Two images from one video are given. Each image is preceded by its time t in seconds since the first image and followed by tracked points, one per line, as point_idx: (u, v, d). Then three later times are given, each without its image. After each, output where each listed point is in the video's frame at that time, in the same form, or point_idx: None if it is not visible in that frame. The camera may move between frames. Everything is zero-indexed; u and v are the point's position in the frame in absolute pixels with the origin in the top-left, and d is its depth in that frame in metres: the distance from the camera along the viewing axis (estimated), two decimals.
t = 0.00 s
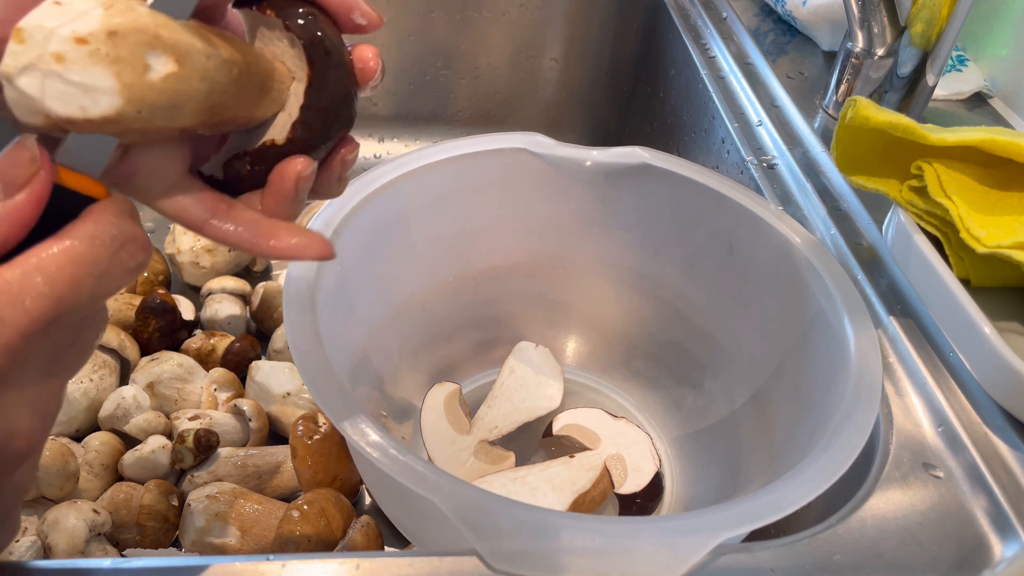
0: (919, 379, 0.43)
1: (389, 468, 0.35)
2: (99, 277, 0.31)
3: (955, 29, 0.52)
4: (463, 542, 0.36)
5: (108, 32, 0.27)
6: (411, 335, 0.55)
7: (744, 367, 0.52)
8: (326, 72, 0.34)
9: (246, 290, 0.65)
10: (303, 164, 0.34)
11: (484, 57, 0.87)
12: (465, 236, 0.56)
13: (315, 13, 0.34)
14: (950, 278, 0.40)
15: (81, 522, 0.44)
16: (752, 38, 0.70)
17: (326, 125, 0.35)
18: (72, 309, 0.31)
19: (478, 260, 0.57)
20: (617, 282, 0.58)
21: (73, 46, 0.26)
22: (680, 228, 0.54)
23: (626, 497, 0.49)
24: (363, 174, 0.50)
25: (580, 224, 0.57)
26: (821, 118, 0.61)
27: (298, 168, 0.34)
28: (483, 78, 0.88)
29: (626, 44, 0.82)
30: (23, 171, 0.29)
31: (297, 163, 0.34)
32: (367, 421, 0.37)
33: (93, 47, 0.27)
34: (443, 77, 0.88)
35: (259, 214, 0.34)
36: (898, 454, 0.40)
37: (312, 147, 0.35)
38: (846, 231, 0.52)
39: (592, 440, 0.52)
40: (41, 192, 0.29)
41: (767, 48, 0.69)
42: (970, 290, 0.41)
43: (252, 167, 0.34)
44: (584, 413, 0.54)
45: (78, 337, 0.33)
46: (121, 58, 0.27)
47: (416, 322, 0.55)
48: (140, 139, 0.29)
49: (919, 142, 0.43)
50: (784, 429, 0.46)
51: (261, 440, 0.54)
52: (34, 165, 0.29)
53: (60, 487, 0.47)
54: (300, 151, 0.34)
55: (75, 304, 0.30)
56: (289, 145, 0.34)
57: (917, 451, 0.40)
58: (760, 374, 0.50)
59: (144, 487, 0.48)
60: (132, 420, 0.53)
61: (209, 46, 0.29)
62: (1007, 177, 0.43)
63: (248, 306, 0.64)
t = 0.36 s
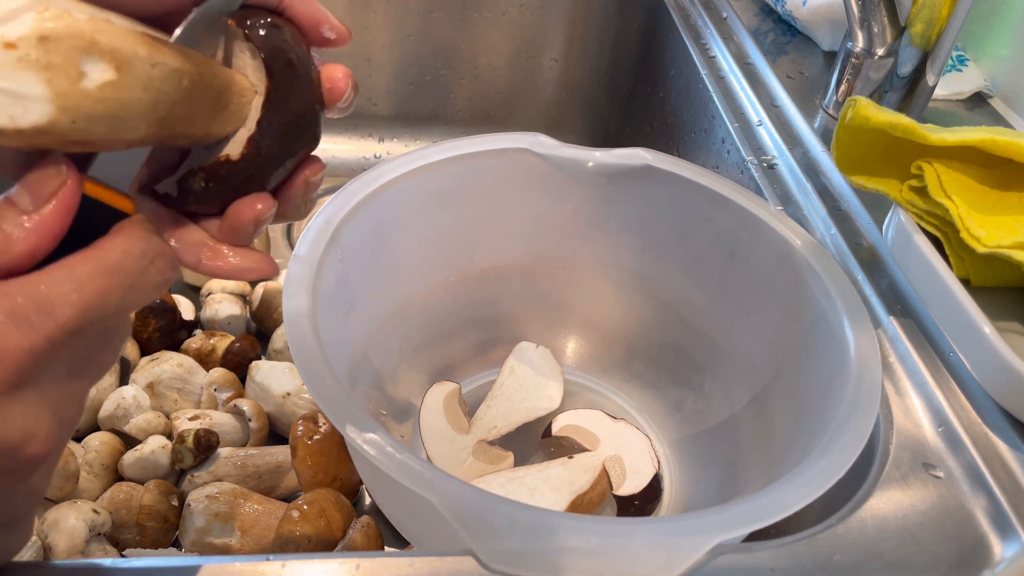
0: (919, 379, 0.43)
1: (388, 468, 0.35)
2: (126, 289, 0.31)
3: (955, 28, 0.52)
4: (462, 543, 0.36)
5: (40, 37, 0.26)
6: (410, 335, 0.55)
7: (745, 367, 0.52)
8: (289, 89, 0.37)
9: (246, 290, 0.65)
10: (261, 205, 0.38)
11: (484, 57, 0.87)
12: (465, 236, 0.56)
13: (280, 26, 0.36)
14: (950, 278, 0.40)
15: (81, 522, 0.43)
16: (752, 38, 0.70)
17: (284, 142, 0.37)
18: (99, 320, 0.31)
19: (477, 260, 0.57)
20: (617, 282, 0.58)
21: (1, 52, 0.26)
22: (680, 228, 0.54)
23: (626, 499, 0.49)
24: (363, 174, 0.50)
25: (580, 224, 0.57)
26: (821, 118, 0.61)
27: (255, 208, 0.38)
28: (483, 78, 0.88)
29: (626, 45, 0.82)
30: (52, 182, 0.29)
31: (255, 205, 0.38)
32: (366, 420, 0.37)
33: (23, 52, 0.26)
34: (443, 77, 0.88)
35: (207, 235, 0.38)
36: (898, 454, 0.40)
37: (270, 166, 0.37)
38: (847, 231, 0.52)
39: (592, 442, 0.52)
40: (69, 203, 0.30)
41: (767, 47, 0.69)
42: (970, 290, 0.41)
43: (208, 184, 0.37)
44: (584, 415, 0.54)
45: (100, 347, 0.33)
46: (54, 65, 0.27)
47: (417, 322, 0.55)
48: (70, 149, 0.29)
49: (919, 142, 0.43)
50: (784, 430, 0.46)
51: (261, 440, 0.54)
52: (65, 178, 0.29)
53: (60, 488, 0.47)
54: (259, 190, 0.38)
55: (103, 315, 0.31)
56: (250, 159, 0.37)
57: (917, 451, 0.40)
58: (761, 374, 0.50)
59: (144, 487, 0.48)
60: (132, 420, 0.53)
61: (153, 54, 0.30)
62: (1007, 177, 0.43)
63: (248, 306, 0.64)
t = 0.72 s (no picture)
0: (919, 379, 0.43)
1: (388, 468, 0.35)
2: (141, 301, 0.31)
3: (955, 29, 0.52)
4: (462, 543, 0.36)
5: (49, 40, 0.26)
6: (410, 335, 0.55)
7: (744, 367, 0.52)
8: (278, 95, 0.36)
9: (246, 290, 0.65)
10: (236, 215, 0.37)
11: (484, 58, 0.87)
12: (465, 236, 0.56)
13: (273, 31, 0.36)
14: (950, 278, 0.40)
15: (81, 522, 0.43)
16: (752, 38, 0.70)
17: (271, 148, 0.36)
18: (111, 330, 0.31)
19: (477, 260, 0.57)
20: (617, 282, 0.58)
21: (9, 54, 0.25)
22: (680, 227, 0.54)
23: (626, 499, 0.49)
24: (363, 173, 0.50)
25: (580, 224, 0.57)
26: (821, 118, 0.61)
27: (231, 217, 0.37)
28: (483, 78, 0.88)
29: (626, 45, 0.82)
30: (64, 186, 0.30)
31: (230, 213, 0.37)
32: (366, 420, 0.37)
33: (31, 55, 0.26)
34: (443, 77, 0.88)
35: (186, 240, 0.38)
36: (898, 454, 0.40)
37: (255, 171, 0.36)
38: (846, 231, 0.52)
39: (592, 442, 0.52)
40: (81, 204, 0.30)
41: (767, 48, 0.69)
42: (970, 290, 0.41)
43: (188, 186, 0.36)
44: (584, 415, 0.54)
45: (108, 356, 0.33)
46: (62, 70, 0.26)
47: (417, 322, 0.55)
48: (70, 153, 0.29)
49: (919, 142, 0.43)
50: (784, 430, 0.46)
51: (261, 440, 0.54)
52: (77, 183, 0.30)
53: (60, 488, 0.47)
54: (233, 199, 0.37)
55: (115, 323, 0.31)
56: (233, 165, 0.35)
57: (917, 451, 0.40)
58: (760, 374, 0.50)
59: (144, 487, 0.48)
60: (131, 420, 0.53)
61: (158, 60, 0.29)
62: (1007, 178, 0.43)
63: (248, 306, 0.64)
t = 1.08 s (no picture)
0: (919, 379, 0.43)
1: (388, 468, 0.35)
2: (158, 291, 0.32)
3: (955, 29, 0.52)
4: (462, 543, 0.36)
5: (30, 33, 0.25)
6: (410, 335, 0.55)
7: (744, 367, 0.52)
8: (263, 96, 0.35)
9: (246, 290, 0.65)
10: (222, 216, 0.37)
11: (484, 57, 0.87)
12: (465, 236, 0.56)
13: (255, 28, 0.35)
14: (949, 278, 0.40)
15: (81, 522, 0.43)
16: (752, 38, 0.70)
17: (257, 142, 0.36)
18: (127, 322, 0.31)
19: (477, 259, 0.57)
20: (617, 281, 0.58)
21: None
22: (680, 227, 0.54)
23: (626, 499, 0.49)
24: (364, 173, 0.50)
25: (580, 224, 0.57)
26: (821, 118, 0.61)
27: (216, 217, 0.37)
28: (483, 78, 0.88)
29: (626, 45, 0.82)
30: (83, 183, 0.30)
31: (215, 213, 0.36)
32: (365, 420, 0.37)
33: (13, 48, 0.25)
34: (443, 77, 0.88)
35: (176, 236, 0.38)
36: (898, 453, 0.40)
37: (242, 166, 0.36)
38: (846, 231, 0.52)
39: (592, 442, 0.52)
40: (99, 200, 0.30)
41: (767, 47, 0.69)
42: (970, 290, 0.41)
43: (175, 183, 0.35)
44: (583, 415, 0.54)
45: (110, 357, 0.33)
46: (44, 63, 0.25)
47: (417, 322, 0.56)
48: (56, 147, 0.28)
49: (919, 142, 0.43)
50: (784, 430, 0.46)
51: (261, 440, 0.54)
52: (95, 180, 0.31)
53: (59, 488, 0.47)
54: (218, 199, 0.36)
55: (132, 316, 0.31)
56: (219, 160, 0.35)
57: (917, 451, 0.40)
58: (760, 374, 0.50)
59: (144, 487, 0.48)
60: (131, 420, 0.53)
61: (141, 53, 0.28)
62: (1007, 178, 0.43)
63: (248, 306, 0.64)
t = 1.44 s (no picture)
0: (919, 380, 0.43)
1: (387, 468, 0.35)
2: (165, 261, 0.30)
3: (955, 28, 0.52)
4: (462, 543, 0.36)
5: None
6: (410, 335, 0.55)
7: (744, 367, 0.52)
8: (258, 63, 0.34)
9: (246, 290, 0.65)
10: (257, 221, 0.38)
11: (484, 57, 0.87)
12: (465, 236, 0.56)
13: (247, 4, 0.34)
14: (949, 278, 0.40)
15: (81, 522, 0.44)
16: (752, 38, 0.70)
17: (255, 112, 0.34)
18: (134, 293, 0.30)
19: (477, 259, 0.57)
20: (617, 281, 0.58)
21: None
22: (680, 227, 0.54)
23: (626, 499, 0.49)
24: (364, 173, 0.50)
25: (580, 224, 0.57)
26: (821, 118, 0.61)
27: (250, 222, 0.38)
28: (483, 78, 0.88)
29: (626, 45, 0.82)
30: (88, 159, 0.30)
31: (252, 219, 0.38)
32: (366, 420, 0.37)
33: None
34: (443, 76, 0.88)
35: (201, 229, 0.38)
36: (898, 453, 0.40)
37: (241, 137, 0.33)
38: (846, 231, 0.52)
39: (592, 442, 0.52)
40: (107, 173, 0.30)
41: (767, 47, 0.69)
42: (969, 290, 0.41)
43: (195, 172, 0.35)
44: (583, 414, 0.54)
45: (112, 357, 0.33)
46: None
47: (417, 322, 0.56)
48: (50, 126, 0.28)
49: (919, 142, 0.43)
50: (784, 430, 0.46)
51: (261, 440, 0.54)
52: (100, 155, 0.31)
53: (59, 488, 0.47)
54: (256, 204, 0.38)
55: (140, 286, 0.30)
56: (218, 131, 0.33)
57: (917, 451, 0.40)
58: (761, 374, 0.50)
59: (144, 487, 0.48)
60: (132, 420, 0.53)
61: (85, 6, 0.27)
62: (1007, 177, 0.43)
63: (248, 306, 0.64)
